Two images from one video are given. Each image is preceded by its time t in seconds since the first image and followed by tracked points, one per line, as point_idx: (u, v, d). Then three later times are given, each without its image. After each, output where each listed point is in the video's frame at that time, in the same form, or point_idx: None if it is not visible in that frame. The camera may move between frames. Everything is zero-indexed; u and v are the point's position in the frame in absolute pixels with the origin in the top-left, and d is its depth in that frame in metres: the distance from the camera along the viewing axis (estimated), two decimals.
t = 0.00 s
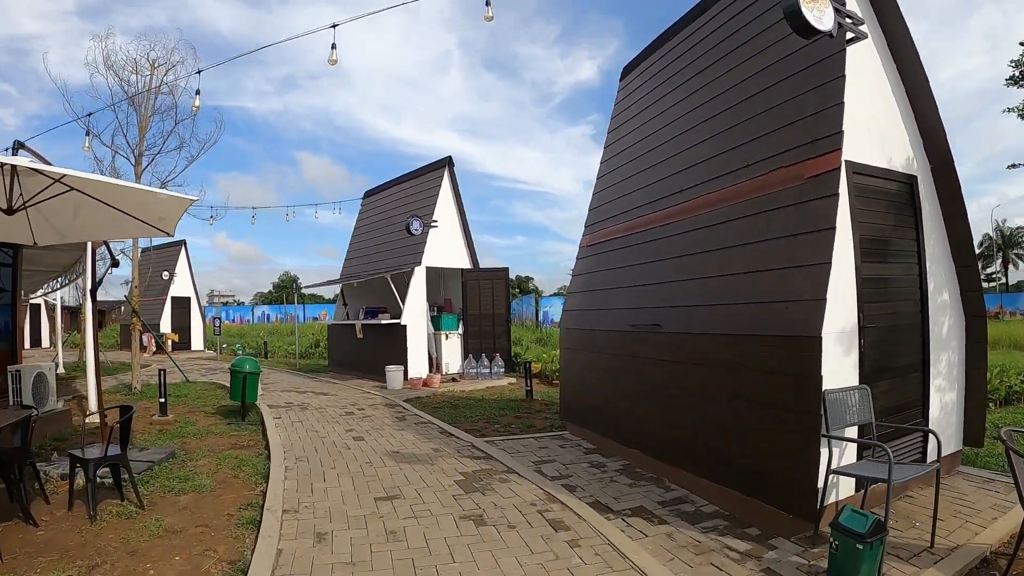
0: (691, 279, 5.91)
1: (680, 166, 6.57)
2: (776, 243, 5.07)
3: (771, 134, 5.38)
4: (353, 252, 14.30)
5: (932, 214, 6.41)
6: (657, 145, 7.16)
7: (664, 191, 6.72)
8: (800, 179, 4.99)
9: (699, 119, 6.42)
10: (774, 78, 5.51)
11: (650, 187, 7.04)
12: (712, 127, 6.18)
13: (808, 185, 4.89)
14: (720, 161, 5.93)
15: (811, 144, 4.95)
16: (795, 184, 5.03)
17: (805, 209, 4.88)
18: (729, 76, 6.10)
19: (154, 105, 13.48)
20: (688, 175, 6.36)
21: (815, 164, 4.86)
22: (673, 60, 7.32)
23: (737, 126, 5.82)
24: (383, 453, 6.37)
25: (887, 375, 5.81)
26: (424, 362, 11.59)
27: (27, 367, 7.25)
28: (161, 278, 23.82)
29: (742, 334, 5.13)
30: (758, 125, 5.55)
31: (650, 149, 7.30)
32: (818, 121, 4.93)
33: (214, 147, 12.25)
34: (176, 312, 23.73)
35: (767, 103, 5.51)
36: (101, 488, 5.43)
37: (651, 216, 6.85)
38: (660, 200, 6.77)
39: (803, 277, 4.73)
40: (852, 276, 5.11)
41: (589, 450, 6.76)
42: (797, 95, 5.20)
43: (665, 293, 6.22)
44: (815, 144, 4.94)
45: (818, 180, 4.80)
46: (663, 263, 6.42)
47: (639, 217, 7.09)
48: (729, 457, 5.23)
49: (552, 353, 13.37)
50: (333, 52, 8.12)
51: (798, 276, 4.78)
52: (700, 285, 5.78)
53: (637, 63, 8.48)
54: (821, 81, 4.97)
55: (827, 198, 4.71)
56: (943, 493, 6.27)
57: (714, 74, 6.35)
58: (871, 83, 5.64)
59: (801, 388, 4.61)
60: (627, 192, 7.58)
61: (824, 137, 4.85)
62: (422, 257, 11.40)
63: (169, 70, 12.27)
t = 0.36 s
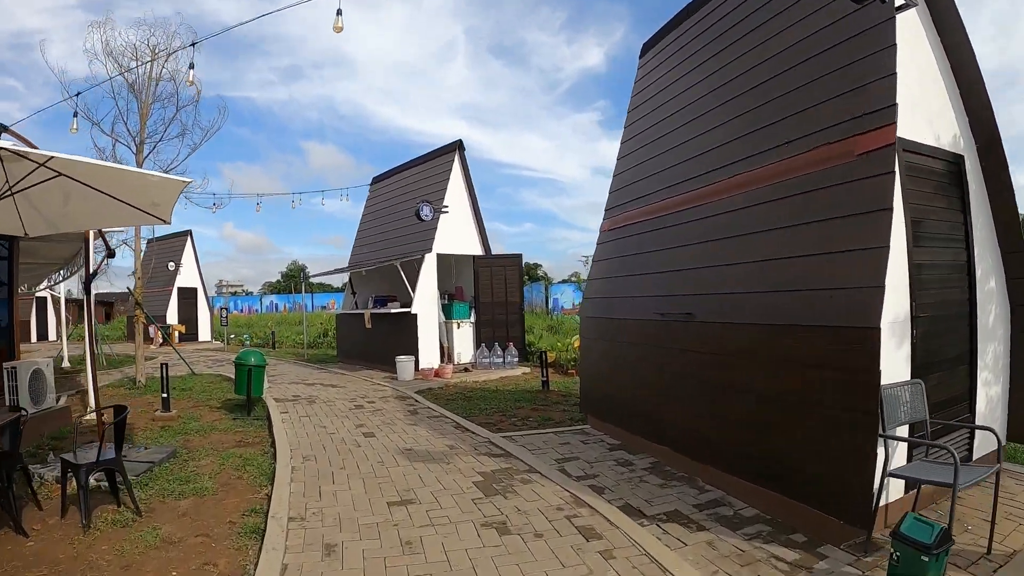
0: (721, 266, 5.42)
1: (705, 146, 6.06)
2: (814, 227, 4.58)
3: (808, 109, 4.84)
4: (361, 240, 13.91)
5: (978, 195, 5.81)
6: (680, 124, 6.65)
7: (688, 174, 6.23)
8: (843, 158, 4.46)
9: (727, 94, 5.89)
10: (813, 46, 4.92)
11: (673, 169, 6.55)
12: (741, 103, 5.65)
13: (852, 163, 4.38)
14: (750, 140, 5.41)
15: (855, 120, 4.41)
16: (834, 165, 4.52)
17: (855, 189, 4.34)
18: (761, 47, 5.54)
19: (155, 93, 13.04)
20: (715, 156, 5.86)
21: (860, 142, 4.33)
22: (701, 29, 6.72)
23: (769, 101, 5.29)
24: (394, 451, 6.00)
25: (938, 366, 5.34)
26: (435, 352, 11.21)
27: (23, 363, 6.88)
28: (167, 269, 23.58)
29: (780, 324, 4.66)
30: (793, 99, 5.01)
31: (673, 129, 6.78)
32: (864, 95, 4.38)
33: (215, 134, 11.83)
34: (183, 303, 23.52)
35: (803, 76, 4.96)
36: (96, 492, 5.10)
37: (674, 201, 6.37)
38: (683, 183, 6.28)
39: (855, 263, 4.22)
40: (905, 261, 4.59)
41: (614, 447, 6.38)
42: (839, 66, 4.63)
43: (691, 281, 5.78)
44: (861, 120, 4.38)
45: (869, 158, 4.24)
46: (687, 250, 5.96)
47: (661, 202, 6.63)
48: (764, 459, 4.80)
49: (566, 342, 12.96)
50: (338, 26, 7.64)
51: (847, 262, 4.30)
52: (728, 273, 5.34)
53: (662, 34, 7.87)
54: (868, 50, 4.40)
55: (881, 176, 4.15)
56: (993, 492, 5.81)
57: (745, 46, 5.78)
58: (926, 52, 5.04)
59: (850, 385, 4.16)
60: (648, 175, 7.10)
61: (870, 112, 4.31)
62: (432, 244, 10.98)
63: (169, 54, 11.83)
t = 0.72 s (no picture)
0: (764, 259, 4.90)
1: (744, 127, 5.51)
2: (875, 216, 4.03)
3: (868, 82, 4.27)
4: (369, 230, 13.43)
5: None
6: (715, 102, 6.08)
7: (725, 157, 5.68)
8: (908, 138, 3.90)
9: (770, 68, 5.31)
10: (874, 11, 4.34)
11: (707, 152, 6.00)
12: (786, 77, 5.07)
13: (920, 145, 3.81)
14: (796, 119, 4.85)
15: (925, 94, 3.84)
16: (897, 146, 3.96)
17: (923, 174, 3.78)
18: (810, 15, 4.94)
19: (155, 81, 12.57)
20: (756, 136, 5.30)
21: (931, 119, 3.76)
22: None
23: (819, 74, 4.71)
24: (403, 460, 5.54)
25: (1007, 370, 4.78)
26: (446, 347, 10.72)
27: (12, 363, 6.44)
28: (173, 262, 23.28)
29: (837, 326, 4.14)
30: (849, 72, 4.42)
31: (707, 108, 6.21)
32: (935, 65, 3.80)
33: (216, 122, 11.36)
34: (189, 295, 23.24)
35: (860, 46, 4.38)
36: (80, 507, 4.69)
37: (708, 187, 5.84)
38: (720, 167, 5.74)
39: (927, 258, 3.68)
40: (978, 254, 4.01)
41: (641, 457, 5.94)
42: (906, 32, 4.04)
43: (730, 276, 5.27)
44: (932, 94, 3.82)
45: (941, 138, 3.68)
46: (724, 240, 5.44)
47: (693, 188, 6.10)
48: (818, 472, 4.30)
49: (581, 335, 12.43)
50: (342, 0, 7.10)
51: (915, 256, 3.76)
52: (773, 266, 4.83)
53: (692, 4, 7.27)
54: (943, 12, 3.81)
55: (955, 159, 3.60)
56: None
57: (791, 14, 5.19)
58: (997, 20, 4.37)
59: (921, 395, 3.63)
60: (679, 159, 6.56)
61: (944, 84, 3.74)
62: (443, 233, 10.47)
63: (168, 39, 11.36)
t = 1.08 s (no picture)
0: (810, 273, 4.50)
1: (789, 126, 5.04)
2: (938, 233, 3.60)
3: (931, 83, 3.80)
4: (378, 227, 13.08)
5: None
6: (755, 99, 5.61)
7: (767, 159, 5.23)
8: (974, 150, 3.47)
9: (817, 62, 4.84)
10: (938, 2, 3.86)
11: (746, 152, 5.55)
12: (836, 73, 4.60)
13: (993, 156, 3.36)
14: (846, 122, 4.40)
15: (1000, 99, 3.37)
16: (965, 157, 3.51)
17: (994, 190, 3.34)
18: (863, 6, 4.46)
19: (158, 75, 12.26)
20: (801, 137, 4.85)
21: (1006, 127, 3.29)
22: None
23: (876, 71, 4.24)
24: (416, 481, 5.19)
25: None
26: (459, 348, 10.32)
27: (7, 372, 6.17)
28: (181, 257, 23.09)
29: (893, 353, 3.74)
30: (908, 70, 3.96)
31: (745, 105, 5.74)
32: (1011, 67, 3.34)
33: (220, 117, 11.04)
34: (197, 290, 23.04)
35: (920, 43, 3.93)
36: (74, 536, 4.37)
37: (747, 190, 5.40)
38: (760, 169, 5.29)
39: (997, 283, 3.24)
40: None
41: (671, 478, 5.60)
42: (975, 29, 3.57)
43: (773, 289, 4.86)
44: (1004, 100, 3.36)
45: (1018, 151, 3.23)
46: (767, 248, 5.03)
47: (730, 189, 5.67)
48: (864, 512, 3.89)
49: (597, 335, 12.02)
50: None
51: (982, 280, 3.32)
52: (820, 282, 4.41)
53: None
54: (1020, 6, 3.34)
55: None
56: None
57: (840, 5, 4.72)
58: None
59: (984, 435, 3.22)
60: (713, 158, 6.11)
61: (1021, 89, 3.27)
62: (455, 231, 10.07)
63: (171, 32, 11.01)
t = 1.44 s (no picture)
0: (879, 266, 4.07)
1: (841, 107, 4.59)
2: None
3: (1013, 60, 3.37)
4: (389, 215, 12.65)
5: None
6: (799, 78, 5.14)
7: (816, 142, 4.78)
8: None
9: (872, 39, 4.37)
10: None
11: (790, 135, 5.10)
12: (898, 50, 4.14)
13: None
14: (913, 102, 3.96)
15: None
16: None
17: None
18: None
19: (161, 58, 11.81)
20: (858, 119, 4.39)
21: None
22: None
23: (945, 47, 3.79)
24: (437, 486, 4.79)
25: None
26: (474, 341, 9.90)
27: None
28: (187, 246, 22.75)
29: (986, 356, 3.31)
30: (990, 43, 3.50)
31: (788, 85, 5.27)
32: None
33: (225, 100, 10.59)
34: (202, 280, 22.72)
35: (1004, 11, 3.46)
36: (64, 551, 4.01)
37: (795, 175, 4.96)
38: (809, 154, 4.84)
39: None
40: None
41: (711, 484, 5.18)
42: None
43: (834, 282, 4.42)
44: None
45: None
46: (822, 238, 4.58)
47: (774, 173, 5.24)
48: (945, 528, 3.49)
49: (616, 327, 11.60)
50: None
51: None
52: (892, 277, 3.96)
53: None
54: None
55: None
56: None
57: None
58: None
59: None
60: (751, 143, 5.65)
61: None
62: (470, 218, 9.61)
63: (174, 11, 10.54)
